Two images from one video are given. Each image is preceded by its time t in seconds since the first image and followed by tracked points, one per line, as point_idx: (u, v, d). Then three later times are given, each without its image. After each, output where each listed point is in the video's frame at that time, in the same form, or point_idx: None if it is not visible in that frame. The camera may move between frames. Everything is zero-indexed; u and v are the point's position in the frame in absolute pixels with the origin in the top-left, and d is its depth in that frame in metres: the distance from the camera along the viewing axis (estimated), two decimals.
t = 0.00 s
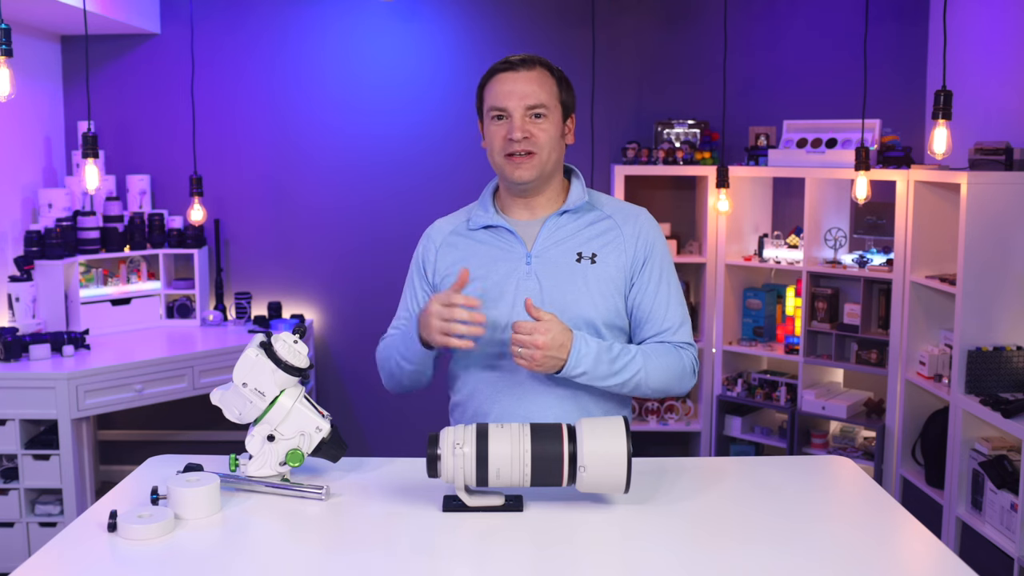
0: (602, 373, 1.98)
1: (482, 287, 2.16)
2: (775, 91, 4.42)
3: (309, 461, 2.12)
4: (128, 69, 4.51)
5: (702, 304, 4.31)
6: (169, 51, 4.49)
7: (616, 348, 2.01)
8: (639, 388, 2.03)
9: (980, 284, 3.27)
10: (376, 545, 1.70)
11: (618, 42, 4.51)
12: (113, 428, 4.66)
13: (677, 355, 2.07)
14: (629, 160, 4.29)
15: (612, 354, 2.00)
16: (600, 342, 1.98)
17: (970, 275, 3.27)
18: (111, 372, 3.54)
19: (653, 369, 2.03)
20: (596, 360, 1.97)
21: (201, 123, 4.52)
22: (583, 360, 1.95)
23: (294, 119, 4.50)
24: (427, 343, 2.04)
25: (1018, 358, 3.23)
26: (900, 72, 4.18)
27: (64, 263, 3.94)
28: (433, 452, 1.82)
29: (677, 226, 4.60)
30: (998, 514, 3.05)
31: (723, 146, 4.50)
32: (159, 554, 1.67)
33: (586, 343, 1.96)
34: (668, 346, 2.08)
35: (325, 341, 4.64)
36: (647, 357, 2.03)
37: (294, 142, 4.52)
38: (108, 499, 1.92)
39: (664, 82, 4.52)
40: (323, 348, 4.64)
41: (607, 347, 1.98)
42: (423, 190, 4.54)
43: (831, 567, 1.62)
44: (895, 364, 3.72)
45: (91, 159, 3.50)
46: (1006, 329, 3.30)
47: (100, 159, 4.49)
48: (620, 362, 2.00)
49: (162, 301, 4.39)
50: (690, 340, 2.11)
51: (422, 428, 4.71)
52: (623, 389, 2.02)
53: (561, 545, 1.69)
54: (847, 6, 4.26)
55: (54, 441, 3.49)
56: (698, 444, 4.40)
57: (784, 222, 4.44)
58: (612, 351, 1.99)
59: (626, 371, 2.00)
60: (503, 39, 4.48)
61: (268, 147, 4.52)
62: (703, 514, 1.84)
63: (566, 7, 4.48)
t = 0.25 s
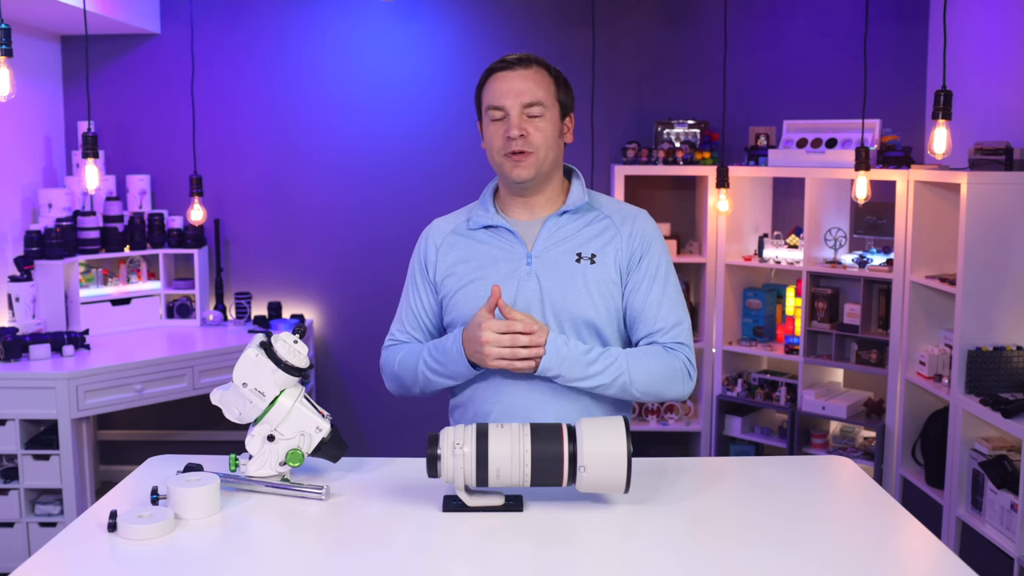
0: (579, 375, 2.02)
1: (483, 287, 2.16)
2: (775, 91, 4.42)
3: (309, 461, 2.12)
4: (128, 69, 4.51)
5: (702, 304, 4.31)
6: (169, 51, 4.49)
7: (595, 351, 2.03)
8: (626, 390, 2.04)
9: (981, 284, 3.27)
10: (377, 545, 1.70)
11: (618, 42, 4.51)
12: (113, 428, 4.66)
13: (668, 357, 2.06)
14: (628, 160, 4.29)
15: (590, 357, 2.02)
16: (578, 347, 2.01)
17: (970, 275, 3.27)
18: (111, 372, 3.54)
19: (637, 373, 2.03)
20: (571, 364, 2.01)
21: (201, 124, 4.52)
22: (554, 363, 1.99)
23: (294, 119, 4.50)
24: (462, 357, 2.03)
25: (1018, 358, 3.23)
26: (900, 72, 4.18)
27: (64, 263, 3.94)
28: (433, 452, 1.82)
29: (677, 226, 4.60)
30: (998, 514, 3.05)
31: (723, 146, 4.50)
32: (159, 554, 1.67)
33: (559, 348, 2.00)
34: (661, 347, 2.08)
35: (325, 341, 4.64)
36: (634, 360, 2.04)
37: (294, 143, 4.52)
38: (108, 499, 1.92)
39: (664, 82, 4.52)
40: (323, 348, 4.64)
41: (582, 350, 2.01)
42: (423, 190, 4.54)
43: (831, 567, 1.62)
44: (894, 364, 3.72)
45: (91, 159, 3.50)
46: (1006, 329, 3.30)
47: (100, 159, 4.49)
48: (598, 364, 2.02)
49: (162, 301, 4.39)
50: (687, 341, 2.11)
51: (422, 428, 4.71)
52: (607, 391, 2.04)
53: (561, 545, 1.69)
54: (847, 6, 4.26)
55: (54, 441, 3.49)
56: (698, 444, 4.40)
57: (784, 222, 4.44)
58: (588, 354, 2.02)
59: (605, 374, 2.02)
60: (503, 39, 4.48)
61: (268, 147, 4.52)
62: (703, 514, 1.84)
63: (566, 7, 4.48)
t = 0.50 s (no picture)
0: (580, 383, 2.02)
1: (483, 288, 2.16)
2: (775, 91, 4.42)
3: (309, 461, 2.12)
4: (128, 68, 4.51)
5: (702, 304, 4.31)
6: (169, 51, 4.48)
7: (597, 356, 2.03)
8: (626, 394, 2.04)
9: (981, 284, 3.27)
10: (376, 545, 1.70)
11: (618, 43, 4.51)
12: (113, 428, 4.66)
13: (665, 360, 2.06)
14: (628, 160, 4.29)
15: (591, 364, 2.02)
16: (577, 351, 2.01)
17: (970, 275, 3.27)
18: (111, 372, 3.54)
19: (637, 378, 2.03)
20: (573, 372, 2.01)
21: (201, 124, 4.52)
22: (558, 370, 1.99)
23: (294, 119, 4.50)
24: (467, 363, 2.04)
25: (1018, 358, 3.23)
26: (900, 72, 4.18)
27: (64, 263, 3.94)
28: (433, 451, 1.82)
29: (677, 226, 4.60)
30: (998, 514, 3.05)
31: (723, 146, 4.50)
32: (159, 554, 1.67)
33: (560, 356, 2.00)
34: (659, 350, 2.08)
35: (325, 341, 4.64)
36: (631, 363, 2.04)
37: (294, 143, 4.52)
38: (108, 499, 1.92)
39: (664, 82, 4.52)
40: (322, 348, 4.64)
41: (584, 357, 2.01)
42: (423, 190, 4.54)
43: (831, 566, 1.62)
44: (894, 364, 3.72)
45: (91, 159, 3.50)
46: (1006, 329, 3.30)
47: (100, 159, 4.49)
48: (599, 371, 2.02)
49: (162, 301, 4.39)
50: (686, 344, 2.11)
51: (422, 428, 4.71)
52: (607, 396, 2.04)
53: (561, 545, 1.69)
54: (847, 6, 4.26)
55: (54, 441, 3.49)
56: (698, 444, 4.40)
57: (784, 222, 4.44)
58: (590, 361, 2.02)
59: (607, 380, 2.02)
60: (503, 39, 4.48)
61: (268, 147, 4.52)
62: (703, 514, 1.84)
63: (566, 7, 4.48)
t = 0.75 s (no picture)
0: (581, 384, 2.02)
1: (483, 288, 2.16)
2: (775, 91, 4.42)
3: (309, 461, 2.12)
4: (128, 68, 4.51)
5: (702, 304, 4.31)
6: (169, 51, 4.49)
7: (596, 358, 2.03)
8: (626, 394, 2.04)
9: (981, 284, 3.27)
10: (376, 545, 1.70)
11: (618, 43, 4.51)
12: (113, 428, 4.66)
13: (663, 360, 2.06)
14: (629, 160, 4.29)
15: (591, 365, 2.02)
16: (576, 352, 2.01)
17: (970, 275, 3.27)
18: (111, 372, 3.54)
19: (637, 379, 2.03)
20: (573, 374, 2.01)
21: (201, 124, 4.52)
22: (558, 372, 1.99)
23: (294, 119, 4.50)
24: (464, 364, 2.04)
25: (1018, 358, 3.23)
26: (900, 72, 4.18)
27: (64, 263, 3.94)
28: (433, 452, 1.82)
29: (677, 226, 4.60)
30: (998, 514, 3.05)
31: (723, 146, 4.50)
32: (159, 554, 1.67)
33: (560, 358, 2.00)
34: (658, 351, 2.09)
35: (325, 341, 4.64)
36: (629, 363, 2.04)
37: (294, 143, 4.52)
38: (108, 499, 1.92)
39: (664, 82, 4.52)
40: (322, 348, 4.64)
41: (584, 358, 2.01)
42: (423, 190, 4.54)
43: (831, 566, 1.62)
44: (895, 364, 3.72)
45: (91, 160, 3.50)
46: (1006, 329, 3.30)
47: (100, 159, 4.49)
48: (599, 373, 2.02)
49: (162, 301, 4.39)
50: (686, 344, 2.11)
51: (422, 428, 4.71)
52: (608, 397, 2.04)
53: (561, 545, 1.69)
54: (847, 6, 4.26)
55: (54, 441, 3.49)
56: (698, 444, 4.40)
57: (784, 222, 4.44)
58: (591, 362, 2.02)
59: (607, 381, 2.02)
60: (503, 39, 4.48)
61: (268, 147, 4.52)
62: (703, 514, 1.84)
63: (566, 7, 4.48)
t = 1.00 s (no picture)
0: (587, 385, 2.01)
1: (482, 286, 2.16)
2: (775, 91, 4.42)
3: (309, 462, 2.12)
4: (128, 68, 4.51)
5: (702, 304, 4.31)
6: (169, 51, 4.49)
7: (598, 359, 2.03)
8: (631, 394, 2.04)
9: (981, 284, 3.27)
10: (376, 545, 1.70)
11: (618, 43, 4.51)
12: (113, 428, 4.66)
13: (665, 359, 2.06)
14: (628, 160, 4.29)
15: (596, 366, 2.02)
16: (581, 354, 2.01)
17: (970, 275, 3.27)
18: (111, 372, 3.54)
19: (641, 377, 2.03)
20: (579, 376, 2.00)
21: (201, 124, 4.52)
22: (564, 376, 1.99)
23: (294, 119, 4.50)
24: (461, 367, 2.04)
25: (1018, 358, 3.23)
26: (900, 73, 4.19)
27: (64, 263, 3.94)
28: (433, 452, 1.82)
29: (677, 226, 4.60)
30: (998, 514, 3.05)
31: (723, 146, 4.50)
32: (159, 554, 1.67)
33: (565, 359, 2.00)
34: (659, 349, 2.09)
35: (325, 341, 4.64)
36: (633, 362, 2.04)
37: (294, 143, 4.52)
38: (108, 499, 1.92)
39: (664, 82, 4.52)
40: (322, 348, 4.64)
41: (589, 360, 2.01)
42: (423, 190, 4.54)
43: (831, 566, 1.62)
44: (894, 364, 3.72)
45: (91, 159, 3.50)
46: (1006, 329, 3.30)
47: (100, 159, 4.49)
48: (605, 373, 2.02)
49: (162, 301, 4.39)
50: (687, 342, 2.12)
51: (422, 428, 4.71)
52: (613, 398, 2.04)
53: (561, 545, 1.69)
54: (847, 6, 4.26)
55: (54, 441, 3.49)
56: (698, 444, 4.40)
57: (784, 222, 4.44)
58: (595, 364, 2.02)
59: (612, 382, 2.02)
60: (503, 39, 4.48)
61: (268, 148, 4.52)
62: (703, 514, 1.84)
63: (566, 7, 4.48)
